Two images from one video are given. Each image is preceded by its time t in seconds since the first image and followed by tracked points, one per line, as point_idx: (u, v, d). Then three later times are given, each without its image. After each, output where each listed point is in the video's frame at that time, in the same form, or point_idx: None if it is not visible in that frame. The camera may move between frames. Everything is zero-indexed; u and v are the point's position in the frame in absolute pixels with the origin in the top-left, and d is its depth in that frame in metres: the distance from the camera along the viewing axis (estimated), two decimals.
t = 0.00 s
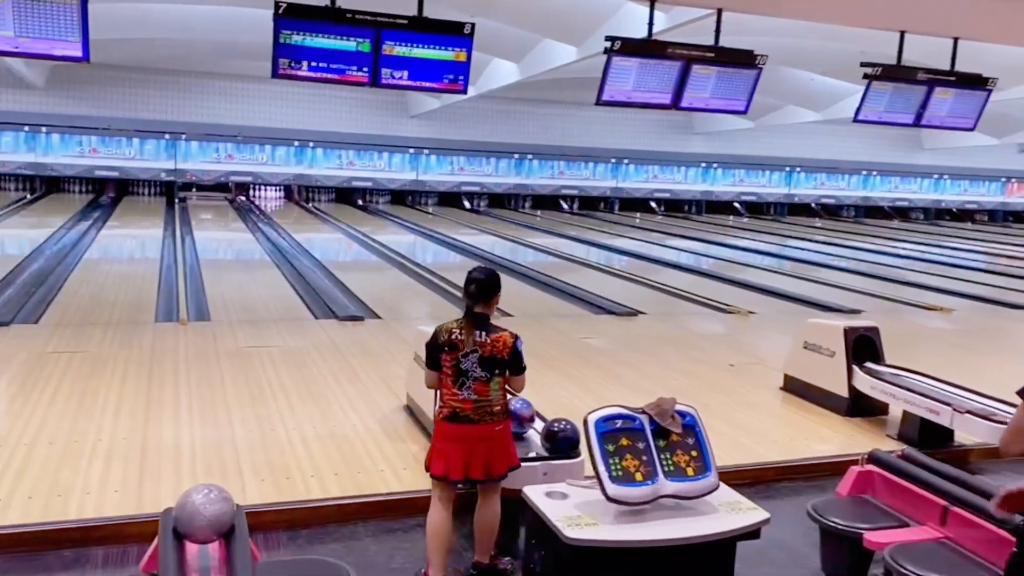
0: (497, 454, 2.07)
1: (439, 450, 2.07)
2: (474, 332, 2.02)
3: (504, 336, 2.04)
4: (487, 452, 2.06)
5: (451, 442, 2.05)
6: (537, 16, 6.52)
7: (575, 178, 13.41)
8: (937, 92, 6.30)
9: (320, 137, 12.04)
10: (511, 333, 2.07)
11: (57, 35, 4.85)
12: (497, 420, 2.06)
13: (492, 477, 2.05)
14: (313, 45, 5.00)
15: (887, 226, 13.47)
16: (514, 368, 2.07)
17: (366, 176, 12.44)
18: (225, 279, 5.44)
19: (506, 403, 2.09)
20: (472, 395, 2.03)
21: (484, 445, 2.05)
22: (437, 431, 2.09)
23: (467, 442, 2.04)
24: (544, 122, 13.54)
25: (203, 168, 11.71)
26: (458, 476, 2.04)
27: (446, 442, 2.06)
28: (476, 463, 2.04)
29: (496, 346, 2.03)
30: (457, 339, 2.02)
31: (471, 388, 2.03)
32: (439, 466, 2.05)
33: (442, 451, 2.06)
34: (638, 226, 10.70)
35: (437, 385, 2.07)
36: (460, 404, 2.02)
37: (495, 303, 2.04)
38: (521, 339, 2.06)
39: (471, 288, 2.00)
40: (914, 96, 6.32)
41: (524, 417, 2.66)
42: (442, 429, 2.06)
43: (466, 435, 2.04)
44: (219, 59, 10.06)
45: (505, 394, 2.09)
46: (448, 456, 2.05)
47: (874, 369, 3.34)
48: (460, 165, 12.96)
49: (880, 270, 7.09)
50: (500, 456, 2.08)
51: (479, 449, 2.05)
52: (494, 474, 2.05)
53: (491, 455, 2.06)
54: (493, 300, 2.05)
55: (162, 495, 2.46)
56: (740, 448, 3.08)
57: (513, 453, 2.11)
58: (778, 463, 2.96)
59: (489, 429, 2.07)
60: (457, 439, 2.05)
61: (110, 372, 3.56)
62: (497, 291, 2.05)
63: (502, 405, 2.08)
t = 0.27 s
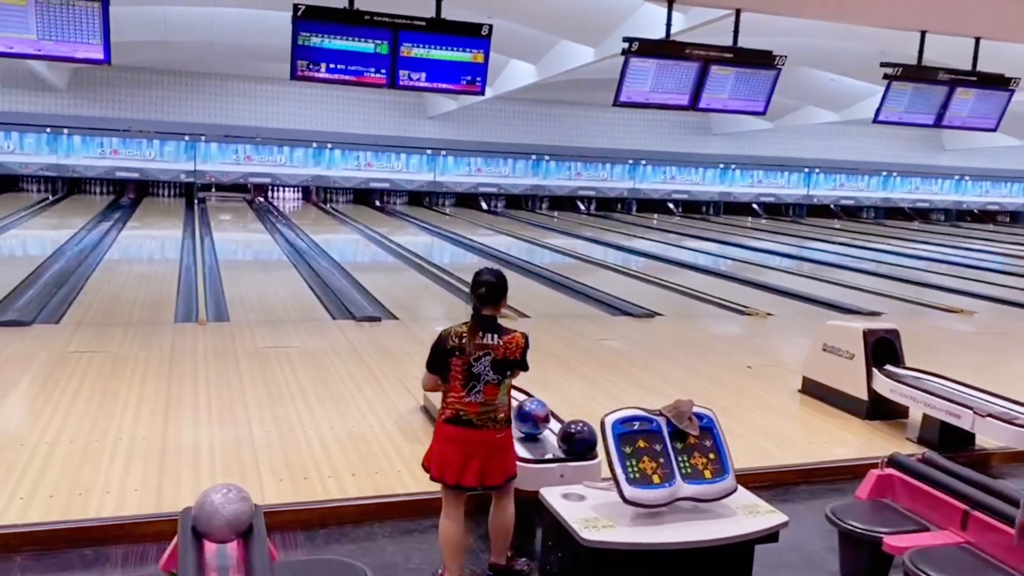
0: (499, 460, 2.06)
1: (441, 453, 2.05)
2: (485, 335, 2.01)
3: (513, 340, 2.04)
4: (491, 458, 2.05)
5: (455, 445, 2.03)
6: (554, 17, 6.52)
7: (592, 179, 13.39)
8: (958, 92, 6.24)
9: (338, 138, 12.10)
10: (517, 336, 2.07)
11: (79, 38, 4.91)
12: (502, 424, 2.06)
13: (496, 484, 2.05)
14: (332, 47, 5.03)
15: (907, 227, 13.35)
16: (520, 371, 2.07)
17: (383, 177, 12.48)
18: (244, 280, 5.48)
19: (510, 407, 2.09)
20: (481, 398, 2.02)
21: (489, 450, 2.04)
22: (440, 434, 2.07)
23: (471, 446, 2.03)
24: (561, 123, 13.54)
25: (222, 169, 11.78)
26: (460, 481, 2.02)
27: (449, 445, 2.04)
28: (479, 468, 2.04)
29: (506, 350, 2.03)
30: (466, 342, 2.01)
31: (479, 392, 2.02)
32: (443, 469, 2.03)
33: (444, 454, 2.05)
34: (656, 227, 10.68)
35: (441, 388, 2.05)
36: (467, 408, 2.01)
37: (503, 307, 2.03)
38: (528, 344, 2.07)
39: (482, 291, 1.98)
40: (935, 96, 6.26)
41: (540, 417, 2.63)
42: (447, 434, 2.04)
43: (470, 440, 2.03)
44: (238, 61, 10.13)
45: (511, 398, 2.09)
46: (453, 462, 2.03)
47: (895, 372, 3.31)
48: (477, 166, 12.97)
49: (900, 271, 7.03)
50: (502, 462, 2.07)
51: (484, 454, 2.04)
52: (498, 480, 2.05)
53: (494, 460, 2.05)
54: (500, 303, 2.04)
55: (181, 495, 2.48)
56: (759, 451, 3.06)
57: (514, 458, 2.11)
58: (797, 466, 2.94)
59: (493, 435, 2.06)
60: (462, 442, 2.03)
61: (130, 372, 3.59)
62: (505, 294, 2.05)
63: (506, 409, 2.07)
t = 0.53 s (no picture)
0: (513, 460, 2.08)
1: (457, 456, 2.03)
2: (500, 336, 2.01)
3: (525, 339, 2.06)
4: (506, 460, 2.06)
5: (472, 449, 2.03)
6: (566, 19, 6.52)
7: (604, 181, 13.38)
8: (972, 93, 6.20)
9: (351, 141, 12.14)
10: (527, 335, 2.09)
11: (93, 42, 4.94)
12: (515, 425, 2.07)
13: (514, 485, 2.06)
14: (344, 50, 5.05)
15: (922, 229, 13.27)
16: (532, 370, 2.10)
17: (396, 180, 12.51)
18: (257, 282, 5.50)
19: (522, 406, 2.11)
20: (498, 399, 2.02)
21: (505, 452, 2.05)
22: (453, 438, 2.05)
23: (488, 448, 2.03)
24: (572, 125, 13.53)
25: (234, 172, 11.81)
26: (479, 484, 2.02)
27: (466, 448, 2.03)
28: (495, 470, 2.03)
29: (520, 349, 2.04)
30: (482, 344, 2.00)
31: (496, 393, 2.02)
32: (460, 473, 2.02)
33: (460, 457, 2.03)
34: (668, 229, 10.65)
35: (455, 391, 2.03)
36: (484, 410, 2.01)
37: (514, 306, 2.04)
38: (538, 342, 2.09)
39: (497, 292, 1.97)
40: (949, 98, 6.23)
41: (551, 417, 2.64)
42: (464, 437, 2.03)
43: (487, 443, 2.03)
44: (250, 65, 10.18)
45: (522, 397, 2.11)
46: (470, 466, 2.02)
47: (908, 374, 3.29)
48: (489, 168, 12.97)
49: (914, 273, 6.99)
50: (516, 462, 2.08)
51: (500, 456, 2.04)
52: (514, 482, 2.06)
53: (509, 461, 2.05)
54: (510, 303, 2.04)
55: (195, 495, 2.50)
56: (771, 454, 3.05)
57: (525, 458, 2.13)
58: (810, 469, 2.93)
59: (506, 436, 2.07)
60: (478, 445, 2.03)
61: (144, 374, 3.61)
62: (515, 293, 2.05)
63: (519, 409, 2.09)
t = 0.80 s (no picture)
0: (533, 460, 2.09)
1: (481, 459, 2.03)
2: (523, 337, 2.01)
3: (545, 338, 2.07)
4: (526, 461, 2.07)
5: (495, 450, 2.03)
6: (577, 21, 6.52)
7: (614, 183, 13.38)
8: (985, 94, 6.16)
9: (362, 144, 12.19)
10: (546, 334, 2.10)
11: (106, 47, 4.97)
12: (535, 425, 2.08)
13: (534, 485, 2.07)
14: (355, 53, 5.06)
15: (934, 230, 13.22)
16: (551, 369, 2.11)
17: (406, 182, 12.60)
18: (269, 284, 5.52)
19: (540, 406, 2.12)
20: (521, 400, 2.03)
21: (525, 452, 2.06)
22: (476, 440, 2.05)
23: (511, 448, 2.04)
24: (582, 127, 13.52)
25: (246, 175, 11.84)
26: (504, 484, 2.03)
27: (489, 449, 2.03)
28: (516, 470, 2.05)
29: (542, 349, 2.05)
30: (506, 345, 1.99)
31: (519, 393, 2.03)
32: (485, 474, 2.02)
33: (483, 458, 2.03)
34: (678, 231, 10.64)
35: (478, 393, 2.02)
36: (507, 412, 2.01)
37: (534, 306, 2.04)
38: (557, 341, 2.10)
39: (521, 292, 1.97)
40: (962, 98, 6.20)
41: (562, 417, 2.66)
42: (486, 438, 2.03)
43: (509, 443, 2.03)
44: (262, 68, 10.22)
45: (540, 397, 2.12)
46: (492, 467, 2.03)
47: (921, 377, 3.27)
48: (499, 170, 12.99)
49: (927, 274, 6.96)
50: (534, 462, 2.09)
51: (521, 455, 2.06)
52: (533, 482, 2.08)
53: (530, 460, 2.07)
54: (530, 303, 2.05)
55: (208, 497, 2.51)
56: (784, 456, 3.03)
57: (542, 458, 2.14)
58: (823, 471, 2.91)
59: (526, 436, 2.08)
60: (501, 445, 2.03)
61: (157, 376, 3.63)
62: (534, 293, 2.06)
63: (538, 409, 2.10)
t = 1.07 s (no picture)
0: (549, 460, 2.09)
1: (498, 459, 2.04)
2: (539, 337, 2.02)
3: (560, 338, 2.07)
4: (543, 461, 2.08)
5: (511, 451, 2.04)
6: (588, 22, 6.52)
7: (625, 184, 13.38)
8: (999, 93, 6.12)
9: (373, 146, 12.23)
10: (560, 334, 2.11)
11: (119, 50, 5.01)
12: (551, 425, 2.09)
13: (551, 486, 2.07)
14: (367, 55, 5.07)
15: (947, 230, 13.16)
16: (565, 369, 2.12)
17: (418, 184, 12.66)
18: (281, 286, 5.54)
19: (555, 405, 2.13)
20: (537, 400, 2.03)
21: (542, 452, 2.07)
22: (492, 440, 2.05)
23: (527, 449, 2.04)
24: (593, 128, 13.52)
25: (258, 177, 11.91)
26: (522, 483, 2.04)
27: (506, 449, 2.03)
28: (534, 470, 2.05)
29: (557, 349, 2.05)
30: (523, 345, 2.00)
31: (535, 392, 2.03)
32: (503, 474, 2.03)
33: (499, 459, 2.04)
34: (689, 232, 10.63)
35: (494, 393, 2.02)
36: (523, 412, 2.02)
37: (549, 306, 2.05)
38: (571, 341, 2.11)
39: (536, 292, 1.97)
40: (976, 98, 6.16)
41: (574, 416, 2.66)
42: (503, 439, 2.03)
43: (526, 443, 2.04)
44: (273, 71, 10.26)
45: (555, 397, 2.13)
46: (508, 468, 2.03)
47: (936, 377, 3.25)
48: (510, 172, 13.01)
49: (941, 274, 6.92)
50: (551, 462, 2.10)
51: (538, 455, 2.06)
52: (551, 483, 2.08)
53: (547, 460, 2.07)
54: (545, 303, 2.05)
55: (221, 499, 2.52)
56: (797, 458, 3.02)
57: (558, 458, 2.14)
58: (836, 473, 2.90)
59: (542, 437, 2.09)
60: (518, 445, 2.04)
61: (170, 378, 3.65)
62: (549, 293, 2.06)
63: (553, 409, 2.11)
